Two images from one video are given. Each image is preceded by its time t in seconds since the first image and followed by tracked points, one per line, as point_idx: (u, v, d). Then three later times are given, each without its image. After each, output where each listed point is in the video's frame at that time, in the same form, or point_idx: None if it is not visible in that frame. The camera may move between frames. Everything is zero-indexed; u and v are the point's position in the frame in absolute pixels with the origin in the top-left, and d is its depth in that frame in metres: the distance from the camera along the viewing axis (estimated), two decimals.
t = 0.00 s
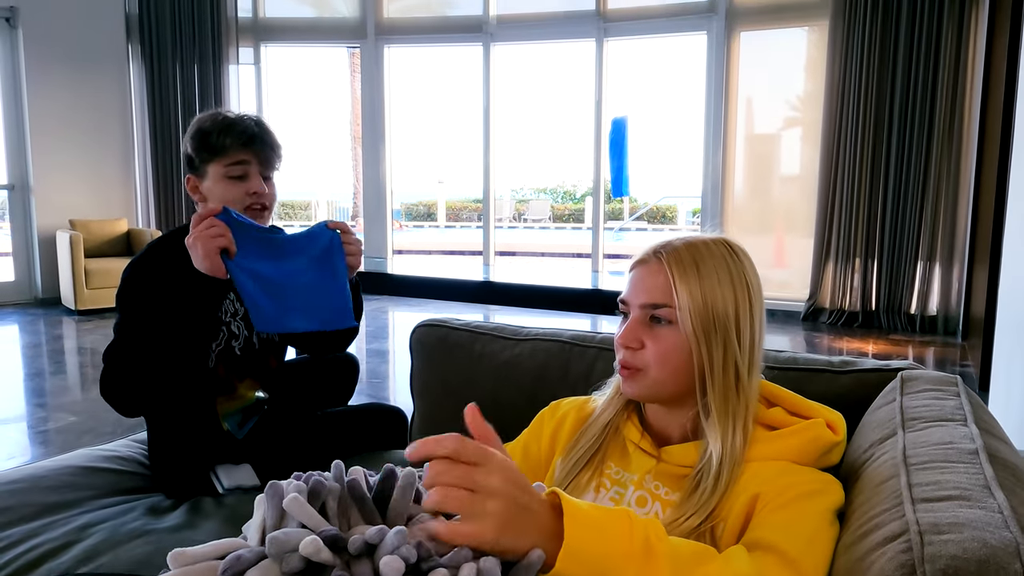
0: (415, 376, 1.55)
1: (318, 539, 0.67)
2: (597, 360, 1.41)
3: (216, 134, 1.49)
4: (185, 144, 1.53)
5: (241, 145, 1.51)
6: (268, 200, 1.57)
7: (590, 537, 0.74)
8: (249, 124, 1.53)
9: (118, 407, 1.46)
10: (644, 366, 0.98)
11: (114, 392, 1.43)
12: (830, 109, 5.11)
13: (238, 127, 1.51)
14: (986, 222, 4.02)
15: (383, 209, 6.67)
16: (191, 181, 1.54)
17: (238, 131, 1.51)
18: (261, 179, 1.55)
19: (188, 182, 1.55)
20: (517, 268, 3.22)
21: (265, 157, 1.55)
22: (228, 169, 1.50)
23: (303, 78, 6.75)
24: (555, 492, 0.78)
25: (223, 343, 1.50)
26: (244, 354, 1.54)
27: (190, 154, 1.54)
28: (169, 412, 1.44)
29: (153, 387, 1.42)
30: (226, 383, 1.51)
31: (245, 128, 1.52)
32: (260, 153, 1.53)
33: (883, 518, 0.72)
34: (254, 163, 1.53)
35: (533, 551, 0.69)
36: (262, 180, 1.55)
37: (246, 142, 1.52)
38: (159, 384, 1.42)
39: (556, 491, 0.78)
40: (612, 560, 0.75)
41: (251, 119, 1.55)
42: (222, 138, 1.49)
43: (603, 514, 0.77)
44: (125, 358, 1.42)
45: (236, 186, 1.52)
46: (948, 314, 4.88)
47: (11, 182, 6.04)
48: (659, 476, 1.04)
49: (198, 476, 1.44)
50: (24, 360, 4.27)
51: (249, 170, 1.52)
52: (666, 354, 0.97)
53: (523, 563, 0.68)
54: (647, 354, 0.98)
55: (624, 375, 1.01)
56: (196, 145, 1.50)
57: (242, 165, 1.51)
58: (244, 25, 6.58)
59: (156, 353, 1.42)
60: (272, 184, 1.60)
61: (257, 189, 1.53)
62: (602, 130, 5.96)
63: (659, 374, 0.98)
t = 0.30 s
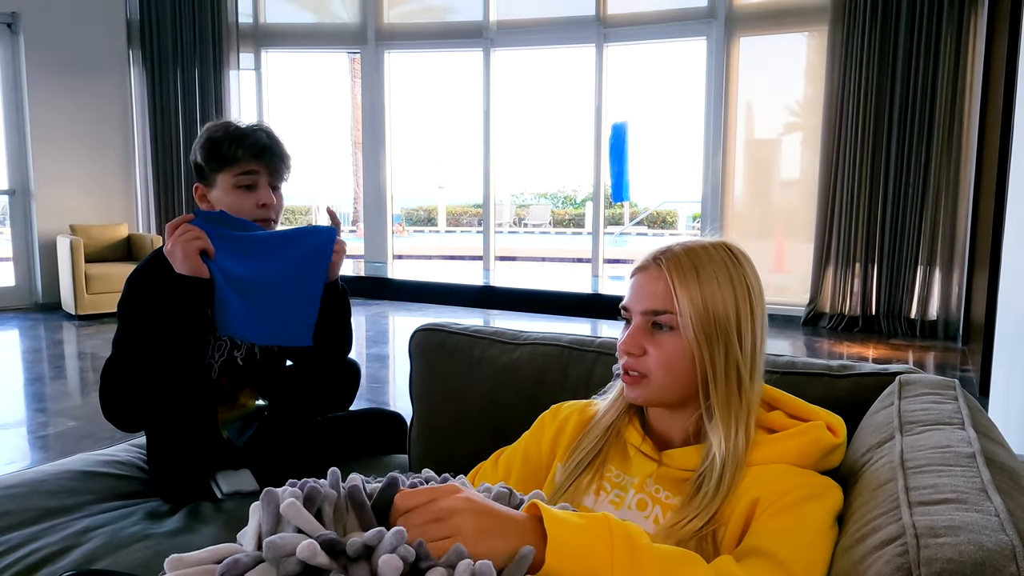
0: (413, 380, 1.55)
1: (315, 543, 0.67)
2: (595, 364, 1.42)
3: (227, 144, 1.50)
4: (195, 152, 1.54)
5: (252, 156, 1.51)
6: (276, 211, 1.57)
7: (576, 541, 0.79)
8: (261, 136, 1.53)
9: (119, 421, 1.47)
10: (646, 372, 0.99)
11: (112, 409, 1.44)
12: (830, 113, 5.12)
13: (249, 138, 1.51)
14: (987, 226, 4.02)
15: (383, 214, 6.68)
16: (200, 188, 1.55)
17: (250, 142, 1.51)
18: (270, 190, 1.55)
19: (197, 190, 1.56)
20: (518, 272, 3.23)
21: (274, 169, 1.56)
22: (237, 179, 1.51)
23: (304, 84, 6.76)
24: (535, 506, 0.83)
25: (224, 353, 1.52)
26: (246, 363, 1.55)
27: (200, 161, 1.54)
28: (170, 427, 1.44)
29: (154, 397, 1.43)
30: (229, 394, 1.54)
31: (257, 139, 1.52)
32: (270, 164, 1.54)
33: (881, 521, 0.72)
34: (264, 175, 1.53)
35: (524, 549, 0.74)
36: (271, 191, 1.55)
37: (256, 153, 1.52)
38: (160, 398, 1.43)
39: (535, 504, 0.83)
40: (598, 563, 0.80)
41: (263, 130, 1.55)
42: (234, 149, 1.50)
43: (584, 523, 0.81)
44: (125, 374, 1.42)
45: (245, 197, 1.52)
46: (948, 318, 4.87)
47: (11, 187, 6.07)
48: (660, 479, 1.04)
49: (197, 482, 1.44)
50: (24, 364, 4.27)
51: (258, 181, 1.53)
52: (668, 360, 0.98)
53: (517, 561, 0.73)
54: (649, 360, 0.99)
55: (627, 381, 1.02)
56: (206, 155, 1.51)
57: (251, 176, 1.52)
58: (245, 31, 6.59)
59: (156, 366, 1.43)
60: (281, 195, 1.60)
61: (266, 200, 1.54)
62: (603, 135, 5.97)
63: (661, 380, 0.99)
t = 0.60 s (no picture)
0: (414, 379, 1.53)
1: (315, 539, 0.66)
2: (598, 363, 1.40)
3: (223, 143, 1.50)
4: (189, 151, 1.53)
5: (248, 155, 1.51)
6: (270, 211, 1.56)
7: (584, 535, 0.78)
8: (257, 136, 1.53)
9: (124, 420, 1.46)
10: (649, 370, 0.98)
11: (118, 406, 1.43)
12: (831, 115, 5.12)
13: (244, 137, 1.51)
14: (988, 227, 4.01)
15: (383, 216, 6.67)
16: (194, 187, 1.54)
17: (245, 141, 1.51)
18: (265, 189, 1.54)
19: (190, 189, 1.54)
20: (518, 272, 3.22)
21: (270, 169, 1.55)
22: (232, 177, 1.50)
23: (304, 85, 6.76)
24: (542, 501, 0.82)
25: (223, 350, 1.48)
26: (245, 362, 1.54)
27: (193, 160, 1.53)
28: (170, 427, 1.42)
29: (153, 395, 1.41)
30: (228, 392, 1.53)
31: (252, 139, 1.52)
32: (265, 163, 1.54)
33: (890, 519, 0.71)
34: (259, 174, 1.53)
35: (530, 545, 0.73)
36: (266, 190, 1.54)
37: (252, 153, 1.52)
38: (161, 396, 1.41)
39: (542, 498, 0.82)
40: (606, 559, 0.78)
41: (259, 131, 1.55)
42: (229, 148, 1.50)
43: (593, 519, 0.80)
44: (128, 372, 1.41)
45: (240, 195, 1.51)
46: (950, 319, 4.86)
47: (12, 189, 6.07)
48: (664, 476, 1.03)
49: (196, 483, 1.43)
50: (24, 366, 4.26)
51: (253, 179, 1.52)
52: (670, 358, 0.97)
53: (523, 557, 0.72)
54: (651, 358, 0.98)
55: (629, 379, 1.01)
56: (201, 153, 1.50)
57: (246, 174, 1.51)
58: (245, 32, 6.58)
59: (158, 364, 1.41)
60: (275, 196, 1.60)
61: (261, 199, 1.53)
62: (603, 137, 5.96)
63: (663, 378, 0.97)
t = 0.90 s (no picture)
0: (416, 378, 1.52)
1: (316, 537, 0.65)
2: (600, 361, 1.39)
3: (220, 144, 1.49)
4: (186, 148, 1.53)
5: (245, 159, 1.51)
6: (265, 215, 1.57)
7: (588, 532, 0.77)
8: (256, 139, 1.53)
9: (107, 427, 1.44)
10: (651, 366, 0.97)
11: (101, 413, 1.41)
12: (831, 115, 5.11)
13: (243, 141, 1.50)
14: (990, 228, 4.00)
15: (384, 216, 6.66)
16: (190, 185, 1.54)
17: (244, 143, 1.51)
18: (260, 193, 1.55)
19: (186, 185, 1.55)
20: (520, 271, 3.21)
21: (267, 172, 1.55)
22: (227, 180, 1.50)
23: (305, 86, 6.76)
24: (545, 497, 0.82)
25: (220, 354, 1.51)
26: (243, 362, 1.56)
27: (191, 157, 1.53)
28: (165, 428, 1.42)
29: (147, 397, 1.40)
30: (227, 394, 1.53)
31: (251, 142, 1.51)
32: (263, 167, 1.54)
33: (896, 516, 0.70)
34: (256, 177, 1.53)
35: (533, 542, 0.72)
36: (262, 194, 1.55)
37: (250, 156, 1.51)
38: (155, 397, 1.41)
39: (545, 495, 0.81)
40: (612, 556, 0.78)
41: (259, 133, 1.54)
42: (227, 150, 1.49)
43: (598, 516, 0.79)
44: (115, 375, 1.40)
45: (236, 199, 1.52)
46: (952, 319, 4.85)
47: (12, 189, 6.07)
48: (665, 471, 1.02)
49: (197, 483, 1.42)
50: (25, 366, 4.26)
51: (249, 183, 1.52)
52: (672, 355, 0.96)
53: (525, 555, 0.71)
54: (653, 355, 0.97)
55: (631, 377, 1.00)
56: (198, 152, 1.50)
57: (242, 177, 1.51)
58: (246, 33, 6.57)
59: (150, 365, 1.41)
60: (271, 197, 1.60)
61: (257, 202, 1.54)
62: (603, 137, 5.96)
63: (665, 375, 0.97)
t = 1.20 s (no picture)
0: (416, 374, 1.53)
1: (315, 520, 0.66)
2: (600, 358, 1.39)
3: (220, 142, 1.49)
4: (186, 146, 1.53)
5: (245, 157, 1.51)
6: (262, 214, 1.56)
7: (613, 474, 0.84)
8: (256, 138, 1.53)
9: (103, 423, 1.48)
10: (647, 359, 0.96)
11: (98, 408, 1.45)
12: (833, 111, 5.09)
13: (243, 139, 1.51)
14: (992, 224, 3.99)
15: (385, 213, 6.65)
16: (189, 183, 1.54)
17: (244, 142, 1.51)
18: (259, 192, 1.54)
19: (185, 182, 1.55)
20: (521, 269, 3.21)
21: (266, 171, 1.55)
22: (226, 178, 1.50)
23: (306, 83, 6.75)
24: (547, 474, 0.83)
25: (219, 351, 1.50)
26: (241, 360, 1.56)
27: (190, 157, 1.53)
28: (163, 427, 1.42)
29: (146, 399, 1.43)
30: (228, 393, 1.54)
31: (250, 141, 1.51)
32: (262, 166, 1.53)
33: (897, 511, 0.70)
34: (254, 176, 1.52)
35: (529, 518, 0.69)
36: (260, 193, 1.54)
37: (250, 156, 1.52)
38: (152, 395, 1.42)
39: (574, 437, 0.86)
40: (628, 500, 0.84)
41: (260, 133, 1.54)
42: (226, 148, 1.49)
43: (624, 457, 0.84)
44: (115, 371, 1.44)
45: (234, 197, 1.51)
46: (954, 316, 4.83)
47: (14, 187, 6.06)
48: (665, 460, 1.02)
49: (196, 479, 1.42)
50: (25, 364, 4.26)
51: (247, 181, 1.52)
52: (669, 347, 0.95)
53: (523, 535, 0.68)
54: (650, 347, 0.96)
55: (628, 370, 0.99)
56: (198, 149, 1.50)
57: (241, 175, 1.51)
58: (247, 30, 6.56)
59: (148, 366, 1.42)
60: (270, 197, 1.59)
61: (255, 201, 1.53)
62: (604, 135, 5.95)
63: (663, 368, 0.96)
